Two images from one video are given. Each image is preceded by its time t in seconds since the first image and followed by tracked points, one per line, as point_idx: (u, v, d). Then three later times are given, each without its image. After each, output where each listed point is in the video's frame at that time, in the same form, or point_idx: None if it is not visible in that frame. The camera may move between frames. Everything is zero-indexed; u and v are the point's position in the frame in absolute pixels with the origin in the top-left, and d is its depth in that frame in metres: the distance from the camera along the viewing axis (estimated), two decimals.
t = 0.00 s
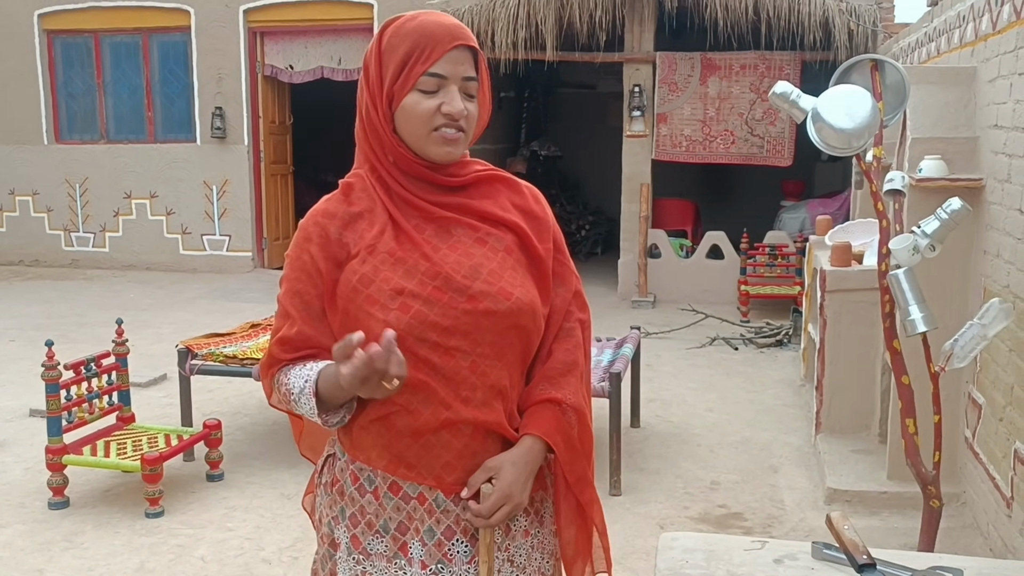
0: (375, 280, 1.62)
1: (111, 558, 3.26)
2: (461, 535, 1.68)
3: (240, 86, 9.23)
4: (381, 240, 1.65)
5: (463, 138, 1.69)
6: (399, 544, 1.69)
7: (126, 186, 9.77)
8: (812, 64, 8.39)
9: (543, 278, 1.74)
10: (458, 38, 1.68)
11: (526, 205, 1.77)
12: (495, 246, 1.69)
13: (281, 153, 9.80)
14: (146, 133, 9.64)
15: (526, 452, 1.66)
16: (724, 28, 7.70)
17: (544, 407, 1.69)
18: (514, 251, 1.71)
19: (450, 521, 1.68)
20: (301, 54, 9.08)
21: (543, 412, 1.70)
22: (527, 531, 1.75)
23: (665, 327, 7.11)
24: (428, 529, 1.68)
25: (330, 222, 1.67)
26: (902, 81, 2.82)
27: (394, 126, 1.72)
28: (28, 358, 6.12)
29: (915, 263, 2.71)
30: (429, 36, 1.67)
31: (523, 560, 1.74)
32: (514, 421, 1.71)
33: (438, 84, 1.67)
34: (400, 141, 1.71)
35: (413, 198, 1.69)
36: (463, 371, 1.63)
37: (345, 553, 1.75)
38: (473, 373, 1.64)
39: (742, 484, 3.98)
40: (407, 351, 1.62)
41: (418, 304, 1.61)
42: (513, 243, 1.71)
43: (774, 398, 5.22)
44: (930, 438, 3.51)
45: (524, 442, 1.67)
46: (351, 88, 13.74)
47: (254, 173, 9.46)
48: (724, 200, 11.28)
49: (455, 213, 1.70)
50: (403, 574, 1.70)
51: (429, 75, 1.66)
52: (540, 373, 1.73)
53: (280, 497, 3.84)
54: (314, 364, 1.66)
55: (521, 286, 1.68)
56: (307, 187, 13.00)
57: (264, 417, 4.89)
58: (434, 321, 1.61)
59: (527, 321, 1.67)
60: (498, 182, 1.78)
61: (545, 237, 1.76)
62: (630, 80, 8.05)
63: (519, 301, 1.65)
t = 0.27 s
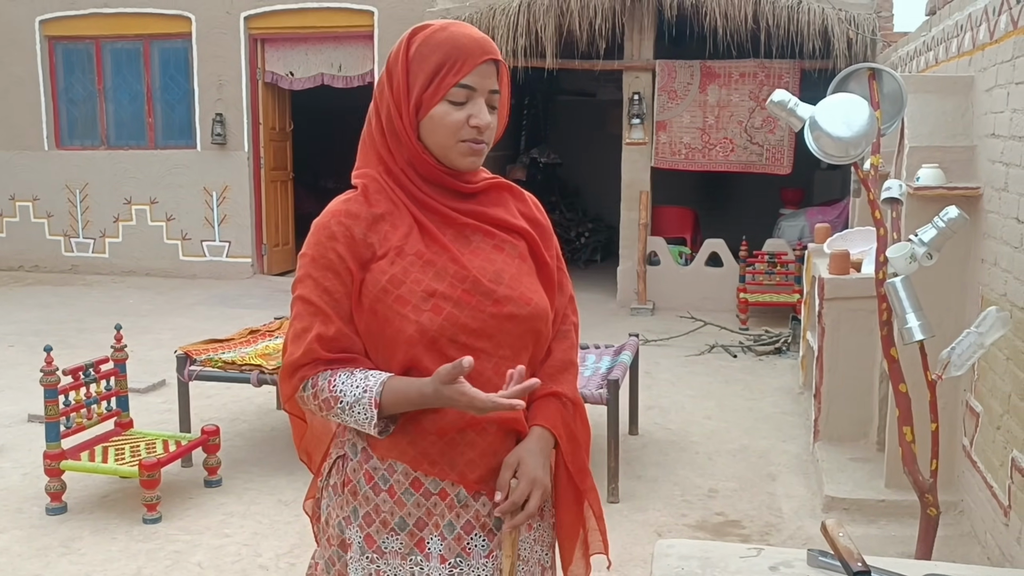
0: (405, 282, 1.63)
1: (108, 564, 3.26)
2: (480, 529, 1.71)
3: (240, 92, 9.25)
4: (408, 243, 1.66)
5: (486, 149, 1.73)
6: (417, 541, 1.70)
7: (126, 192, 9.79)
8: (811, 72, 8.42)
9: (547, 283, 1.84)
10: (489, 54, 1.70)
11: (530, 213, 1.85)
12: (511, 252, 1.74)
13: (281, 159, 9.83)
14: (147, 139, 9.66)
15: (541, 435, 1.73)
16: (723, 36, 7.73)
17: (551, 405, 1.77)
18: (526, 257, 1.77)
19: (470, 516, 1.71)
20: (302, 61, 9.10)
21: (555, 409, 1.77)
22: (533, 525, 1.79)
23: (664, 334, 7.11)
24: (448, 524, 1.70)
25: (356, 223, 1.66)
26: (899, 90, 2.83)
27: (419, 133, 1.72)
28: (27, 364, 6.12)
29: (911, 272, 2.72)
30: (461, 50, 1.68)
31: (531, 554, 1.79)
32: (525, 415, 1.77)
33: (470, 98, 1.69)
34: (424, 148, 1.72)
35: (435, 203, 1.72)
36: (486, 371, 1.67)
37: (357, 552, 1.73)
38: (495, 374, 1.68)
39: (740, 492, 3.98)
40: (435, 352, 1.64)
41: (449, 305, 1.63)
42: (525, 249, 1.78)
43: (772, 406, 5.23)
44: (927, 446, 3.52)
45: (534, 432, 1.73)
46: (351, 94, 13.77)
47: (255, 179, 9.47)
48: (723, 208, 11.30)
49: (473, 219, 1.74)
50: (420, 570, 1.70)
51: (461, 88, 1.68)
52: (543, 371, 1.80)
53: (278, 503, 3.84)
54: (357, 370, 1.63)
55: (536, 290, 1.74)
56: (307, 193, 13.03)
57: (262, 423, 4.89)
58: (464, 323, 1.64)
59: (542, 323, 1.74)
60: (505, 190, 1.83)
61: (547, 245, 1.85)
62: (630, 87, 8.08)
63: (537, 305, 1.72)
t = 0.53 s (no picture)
0: (426, 276, 1.64)
1: (108, 564, 3.26)
2: (495, 518, 1.74)
3: (240, 93, 9.25)
4: (429, 238, 1.67)
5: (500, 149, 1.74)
6: (428, 527, 1.72)
7: (126, 192, 9.79)
8: (811, 73, 8.42)
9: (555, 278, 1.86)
10: (506, 56, 1.71)
11: (539, 211, 1.87)
12: (524, 249, 1.76)
13: (282, 160, 9.84)
14: (147, 139, 9.66)
15: (555, 426, 1.78)
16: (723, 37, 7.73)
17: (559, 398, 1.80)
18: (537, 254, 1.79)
19: (484, 504, 1.73)
20: (302, 62, 9.10)
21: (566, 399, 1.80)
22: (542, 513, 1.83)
23: (663, 335, 7.12)
24: (462, 511, 1.72)
25: (379, 217, 1.66)
26: (898, 90, 2.83)
27: (437, 133, 1.73)
28: (27, 364, 6.12)
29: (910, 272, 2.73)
30: (479, 53, 1.69)
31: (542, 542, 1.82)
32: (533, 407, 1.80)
33: (487, 100, 1.70)
34: (442, 147, 1.73)
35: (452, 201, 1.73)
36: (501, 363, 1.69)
37: (368, 537, 1.75)
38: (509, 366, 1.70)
39: (739, 492, 3.99)
40: (453, 344, 1.65)
41: (468, 299, 1.64)
42: (536, 246, 1.80)
43: (771, 406, 5.23)
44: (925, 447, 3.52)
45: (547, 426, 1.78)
46: (351, 95, 13.77)
47: (255, 180, 9.48)
48: (723, 209, 11.31)
49: (488, 217, 1.76)
50: (431, 556, 1.72)
51: (478, 91, 1.69)
52: (551, 364, 1.82)
53: (277, 503, 3.85)
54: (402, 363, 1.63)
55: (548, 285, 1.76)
56: (307, 194, 13.04)
57: (262, 423, 4.90)
58: (483, 317, 1.66)
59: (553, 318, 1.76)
60: (516, 188, 1.85)
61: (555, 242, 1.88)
62: (630, 88, 8.09)
63: (550, 299, 1.74)
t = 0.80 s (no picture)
0: (440, 270, 1.65)
1: (107, 563, 3.26)
2: (500, 503, 1.75)
3: (240, 92, 9.25)
4: (444, 231, 1.68)
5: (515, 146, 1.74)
6: (435, 512, 1.73)
7: (126, 192, 9.79)
8: (811, 73, 8.42)
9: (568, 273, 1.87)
10: (522, 55, 1.70)
11: (553, 207, 1.87)
12: (536, 245, 1.77)
13: (281, 160, 9.85)
14: (147, 139, 9.66)
15: (558, 421, 1.78)
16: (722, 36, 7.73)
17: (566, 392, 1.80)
18: (550, 250, 1.80)
19: (490, 490, 1.74)
20: (302, 61, 9.10)
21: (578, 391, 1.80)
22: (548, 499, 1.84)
23: (663, 334, 7.12)
24: (468, 497, 1.73)
25: (397, 211, 1.67)
26: (898, 89, 2.82)
27: (456, 128, 1.73)
28: (26, 364, 6.12)
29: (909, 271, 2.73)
30: (496, 51, 1.69)
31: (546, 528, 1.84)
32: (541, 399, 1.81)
33: (503, 97, 1.70)
34: (459, 143, 1.73)
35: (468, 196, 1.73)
36: (511, 356, 1.70)
37: (378, 520, 1.78)
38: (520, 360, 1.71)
39: (739, 491, 3.98)
40: (464, 337, 1.66)
41: (481, 293, 1.65)
42: (549, 242, 1.80)
43: (771, 406, 5.23)
44: (925, 446, 3.51)
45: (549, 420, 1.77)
46: (351, 95, 13.77)
47: (255, 180, 9.48)
48: (723, 209, 11.31)
49: (503, 212, 1.76)
50: (437, 540, 1.74)
51: (495, 88, 1.69)
52: (561, 357, 1.82)
53: (277, 502, 3.84)
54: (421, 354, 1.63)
55: (559, 281, 1.77)
56: (307, 193, 13.04)
57: (262, 423, 4.90)
58: (494, 311, 1.66)
59: (564, 313, 1.77)
60: (530, 183, 1.86)
61: (568, 237, 1.88)
62: (630, 88, 8.09)
63: (560, 295, 1.74)
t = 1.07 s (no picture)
0: (444, 266, 1.64)
1: (105, 563, 3.26)
2: (501, 495, 1.76)
3: (237, 92, 9.24)
4: (450, 228, 1.67)
5: (520, 143, 1.73)
6: (438, 502, 1.74)
7: (124, 192, 9.78)
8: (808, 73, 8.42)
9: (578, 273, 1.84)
10: (525, 51, 1.72)
11: (564, 206, 1.86)
12: (544, 243, 1.75)
13: (279, 160, 9.84)
14: (145, 138, 9.66)
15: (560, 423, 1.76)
16: (720, 36, 7.73)
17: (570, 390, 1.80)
18: (558, 249, 1.78)
19: (491, 482, 1.74)
20: (300, 61, 9.09)
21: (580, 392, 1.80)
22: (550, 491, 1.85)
23: (661, 334, 7.12)
24: (471, 487, 1.74)
25: (405, 207, 1.67)
26: (895, 88, 2.82)
27: (463, 127, 1.74)
28: (23, 364, 6.11)
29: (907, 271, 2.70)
30: (497, 47, 1.71)
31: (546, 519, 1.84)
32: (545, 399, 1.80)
33: (506, 94, 1.71)
34: (466, 141, 1.74)
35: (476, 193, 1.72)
36: (512, 353, 1.69)
37: (382, 510, 1.78)
38: (522, 357, 1.70)
39: (737, 491, 3.98)
40: (466, 334, 1.65)
41: (483, 291, 1.64)
42: (557, 240, 1.79)
43: (769, 405, 5.23)
44: (923, 445, 3.51)
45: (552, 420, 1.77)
46: (349, 94, 13.77)
47: (252, 180, 9.47)
48: (720, 209, 11.32)
49: (510, 209, 1.75)
50: (440, 529, 1.74)
51: (497, 84, 1.70)
52: (568, 357, 1.82)
53: (275, 502, 3.84)
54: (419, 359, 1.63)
55: (566, 279, 1.76)
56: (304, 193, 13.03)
57: (259, 423, 4.89)
58: (496, 308, 1.65)
59: (569, 312, 1.75)
60: (542, 182, 1.84)
61: (578, 237, 1.86)
62: (627, 87, 8.10)
63: (566, 294, 1.73)
